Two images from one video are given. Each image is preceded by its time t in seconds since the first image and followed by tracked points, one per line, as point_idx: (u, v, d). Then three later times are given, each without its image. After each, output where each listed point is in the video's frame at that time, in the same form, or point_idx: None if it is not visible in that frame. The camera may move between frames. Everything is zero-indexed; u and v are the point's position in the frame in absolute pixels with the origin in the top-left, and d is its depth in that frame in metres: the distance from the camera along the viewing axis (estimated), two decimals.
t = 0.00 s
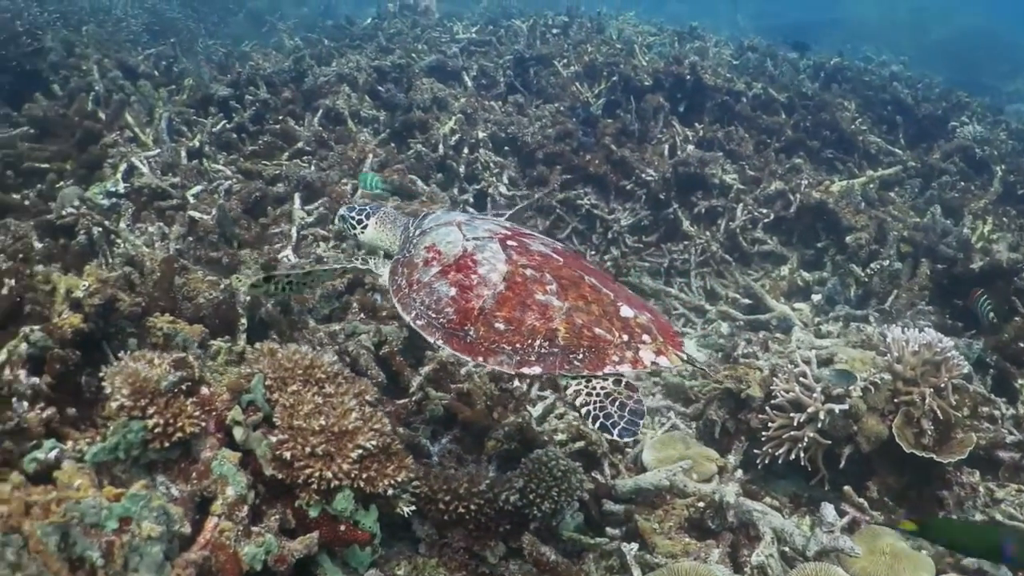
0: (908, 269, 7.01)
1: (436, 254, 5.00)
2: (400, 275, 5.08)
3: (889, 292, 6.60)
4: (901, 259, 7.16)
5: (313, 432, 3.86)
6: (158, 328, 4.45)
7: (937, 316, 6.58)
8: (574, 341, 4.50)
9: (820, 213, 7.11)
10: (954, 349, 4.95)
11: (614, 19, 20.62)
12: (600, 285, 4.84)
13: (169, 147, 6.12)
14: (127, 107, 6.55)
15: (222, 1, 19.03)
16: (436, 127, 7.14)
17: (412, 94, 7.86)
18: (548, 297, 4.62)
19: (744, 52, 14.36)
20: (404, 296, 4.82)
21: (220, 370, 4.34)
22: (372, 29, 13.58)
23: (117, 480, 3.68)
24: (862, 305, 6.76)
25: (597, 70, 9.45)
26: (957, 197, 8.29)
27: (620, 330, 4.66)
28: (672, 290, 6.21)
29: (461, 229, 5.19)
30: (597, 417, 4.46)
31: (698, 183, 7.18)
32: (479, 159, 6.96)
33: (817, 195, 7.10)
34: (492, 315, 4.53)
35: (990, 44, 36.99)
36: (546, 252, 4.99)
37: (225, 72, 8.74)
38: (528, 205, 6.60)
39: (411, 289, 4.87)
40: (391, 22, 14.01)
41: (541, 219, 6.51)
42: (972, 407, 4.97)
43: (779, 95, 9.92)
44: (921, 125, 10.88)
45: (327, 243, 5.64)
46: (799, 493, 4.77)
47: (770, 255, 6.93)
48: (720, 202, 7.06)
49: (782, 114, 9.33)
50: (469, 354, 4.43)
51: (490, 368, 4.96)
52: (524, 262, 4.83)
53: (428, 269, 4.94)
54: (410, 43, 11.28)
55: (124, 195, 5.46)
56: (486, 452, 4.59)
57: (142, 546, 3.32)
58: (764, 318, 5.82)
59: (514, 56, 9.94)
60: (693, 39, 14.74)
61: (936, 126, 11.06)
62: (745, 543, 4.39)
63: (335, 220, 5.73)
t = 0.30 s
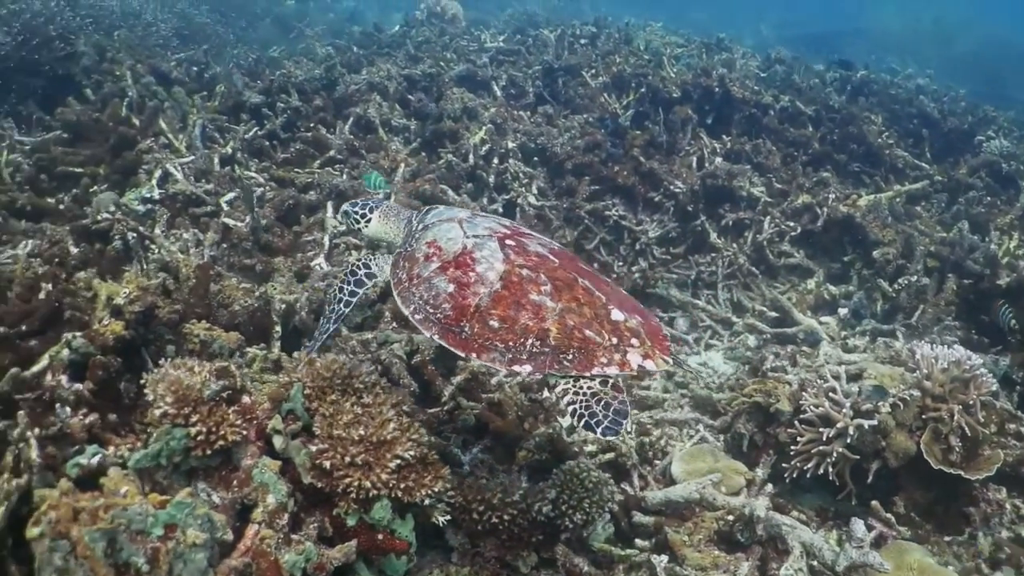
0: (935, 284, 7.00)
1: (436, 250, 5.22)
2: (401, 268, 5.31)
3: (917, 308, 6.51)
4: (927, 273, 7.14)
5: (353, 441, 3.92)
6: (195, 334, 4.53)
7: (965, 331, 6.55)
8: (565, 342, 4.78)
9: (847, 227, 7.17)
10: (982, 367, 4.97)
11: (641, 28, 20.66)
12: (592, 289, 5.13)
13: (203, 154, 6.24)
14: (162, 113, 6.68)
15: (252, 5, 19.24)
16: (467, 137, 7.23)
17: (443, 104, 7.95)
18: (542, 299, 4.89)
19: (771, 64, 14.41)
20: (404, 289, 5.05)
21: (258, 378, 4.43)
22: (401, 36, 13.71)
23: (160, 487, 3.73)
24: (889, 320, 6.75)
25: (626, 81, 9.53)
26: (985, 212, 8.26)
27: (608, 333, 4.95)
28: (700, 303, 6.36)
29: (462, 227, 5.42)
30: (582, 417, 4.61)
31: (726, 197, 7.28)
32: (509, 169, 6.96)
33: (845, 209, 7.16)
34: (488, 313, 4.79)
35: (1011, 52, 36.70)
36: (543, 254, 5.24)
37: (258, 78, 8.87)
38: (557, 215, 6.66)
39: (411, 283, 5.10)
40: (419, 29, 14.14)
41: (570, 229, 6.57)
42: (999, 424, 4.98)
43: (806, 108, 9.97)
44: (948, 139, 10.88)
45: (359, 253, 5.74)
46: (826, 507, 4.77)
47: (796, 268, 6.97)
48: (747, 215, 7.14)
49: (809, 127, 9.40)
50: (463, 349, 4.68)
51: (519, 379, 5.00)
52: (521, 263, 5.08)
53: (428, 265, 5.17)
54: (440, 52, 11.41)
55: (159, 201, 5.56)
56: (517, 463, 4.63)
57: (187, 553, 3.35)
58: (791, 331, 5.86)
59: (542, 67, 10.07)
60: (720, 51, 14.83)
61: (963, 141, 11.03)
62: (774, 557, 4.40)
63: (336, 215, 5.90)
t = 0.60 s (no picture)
0: (960, 297, 7.00)
1: (438, 242, 5.20)
2: (403, 260, 5.29)
3: (941, 321, 6.57)
4: (952, 287, 7.14)
5: (392, 449, 4.00)
6: (230, 340, 4.61)
7: (991, 345, 6.54)
8: (558, 336, 4.77)
9: (872, 238, 7.22)
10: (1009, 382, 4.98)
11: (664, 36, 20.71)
12: (588, 285, 5.08)
13: (234, 160, 6.36)
14: (193, 118, 6.82)
15: (278, 9, 19.42)
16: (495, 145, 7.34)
17: (472, 112, 8.03)
18: (538, 294, 4.87)
19: (796, 74, 14.49)
20: (405, 280, 5.05)
21: (294, 385, 4.50)
22: (426, 41, 13.87)
23: (200, 492, 3.75)
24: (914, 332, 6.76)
25: (651, 90, 9.66)
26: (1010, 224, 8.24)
27: (601, 329, 4.93)
28: (726, 312, 6.48)
29: (464, 219, 5.37)
30: (575, 409, 4.60)
31: (751, 207, 7.39)
32: (535, 177, 6.97)
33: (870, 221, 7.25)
34: (484, 306, 4.78)
35: None
36: (541, 249, 5.20)
37: (286, 84, 8.99)
38: (583, 224, 6.76)
39: (412, 275, 5.08)
40: (444, 35, 14.26)
41: (596, 237, 6.70)
42: None
43: (831, 119, 10.06)
44: (971, 151, 10.93)
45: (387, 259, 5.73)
46: (852, 518, 4.82)
47: (822, 279, 7.10)
48: (773, 225, 7.24)
49: (834, 138, 9.49)
50: (460, 341, 4.67)
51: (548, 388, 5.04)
52: (519, 258, 5.04)
53: (429, 257, 5.14)
54: (466, 60, 11.58)
55: (192, 206, 5.67)
56: (546, 471, 4.66)
57: (230, 558, 3.39)
58: (816, 342, 5.98)
59: (569, 75, 10.23)
60: (745, 61, 14.91)
61: (988, 153, 11.00)
62: (800, 568, 4.45)
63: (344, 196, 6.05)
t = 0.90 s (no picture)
0: (987, 310, 7.00)
1: (445, 236, 5.34)
2: (411, 253, 5.43)
3: (968, 333, 6.59)
4: (979, 299, 7.14)
5: (432, 457, 4.07)
6: (268, 346, 4.68)
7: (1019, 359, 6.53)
8: (558, 329, 4.88)
9: (899, 251, 7.28)
10: None
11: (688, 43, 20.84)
12: (588, 281, 5.22)
13: (268, 168, 6.53)
14: (225, 126, 7.01)
15: (306, 15, 19.81)
16: (525, 155, 7.55)
17: (502, 121, 8.31)
18: (540, 288, 4.99)
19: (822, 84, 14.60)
20: (412, 272, 5.16)
21: (333, 393, 4.61)
22: (453, 49, 14.10)
23: (242, 497, 3.83)
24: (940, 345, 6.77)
25: (678, 101, 9.83)
26: None
27: (599, 324, 5.06)
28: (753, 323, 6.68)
29: (470, 216, 5.52)
30: (572, 396, 4.82)
31: (778, 218, 7.55)
32: (564, 188, 7.25)
33: (898, 233, 7.28)
34: (487, 298, 4.88)
35: None
36: (543, 246, 5.34)
37: (317, 92, 9.15)
38: (611, 234, 6.95)
39: (419, 267, 5.20)
40: (470, 43, 14.51)
41: (623, 248, 6.90)
42: None
43: (857, 131, 10.19)
44: (998, 162, 10.94)
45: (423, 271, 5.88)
46: (880, 531, 4.84)
47: (848, 291, 7.20)
48: (800, 237, 7.41)
49: (860, 150, 9.65)
50: (463, 331, 4.77)
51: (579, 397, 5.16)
52: (523, 253, 5.17)
53: (436, 250, 5.27)
54: (494, 69, 11.80)
55: (226, 213, 5.82)
56: (578, 480, 4.73)
57: (276, 564, 3.45)
58: (842, 354, 6.10)
59: (597, 86, 10.43)
60: (770, 71, 15.04)
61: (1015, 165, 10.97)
62: None
63: (355, 182, 6.43)
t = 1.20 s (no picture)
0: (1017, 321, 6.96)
1: (450, 232, 5.41)
2: (418, 248, 5.52)
3: (995, 345, 6.56)
4: (1007, 310, 7.11)
5: (471, 467, 4.14)
6: (303, 355, 4.74)
7: None
8: (559, 322, 4.92)
9: (926, 261, 7.32)
10: None
11: (712, 53, 20.88)
12: (588, 276, 5.27)
13: (299, 177, 6.68)
14: (256, 135, 7.18)
15: (331, 24, 20.14)
16: (554, 165, 7.71)
17: (529, 132, 8.50)
18: (542, 283, 5.04)
19: (848, 93, 14.67)
20: (418, 266, 5.23)
21: (371, 402, 4.68)
22: (479, 57, 14.28)
23: (284, 505, 3.87)
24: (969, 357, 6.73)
25: (704, 111, 9.95)
26: None
27: (600, 318, 5.10)
28: (780, 334, 6.82)
29: (476, 212, 5.61)
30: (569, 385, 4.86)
31: (806, 228, 7.64)
32: (592, 198, 7.42)
33: (924, 243, 7.33)
34: (491, 291, 4.92)
35: None
36: (546, 242, 5.41)
37: (346, 102, 9.27)
38: (638, 245, 7.11)
39: (425, 261, 5.27)
40: (496, 52, 14.71)
41: (650, 258, 7.06)
42: None
43: (883, 141, 10.27)
44: (1021, 174, 11.02)
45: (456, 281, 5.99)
46: (909, 541, 4.85)
47: (875, 301, 7.27)
48: (826, 247, 7.53)
49: (886, 160, 9.73)
50: (467, 323, 4.81)
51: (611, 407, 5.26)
52: (526, 249, 5.24)
53: (442, 245, 5.34)
54: (521, 78, 11.98)
55: (258, 223, 5.97)
56: (609, 489, 4.76)
57: (320, 572, 3.47)
58: (870, 364, 6.17)
59: (623, 96, 10.57)
60: (796, 81, 15.15)
61: None
62: None
63: (366, 173, 6.57)
